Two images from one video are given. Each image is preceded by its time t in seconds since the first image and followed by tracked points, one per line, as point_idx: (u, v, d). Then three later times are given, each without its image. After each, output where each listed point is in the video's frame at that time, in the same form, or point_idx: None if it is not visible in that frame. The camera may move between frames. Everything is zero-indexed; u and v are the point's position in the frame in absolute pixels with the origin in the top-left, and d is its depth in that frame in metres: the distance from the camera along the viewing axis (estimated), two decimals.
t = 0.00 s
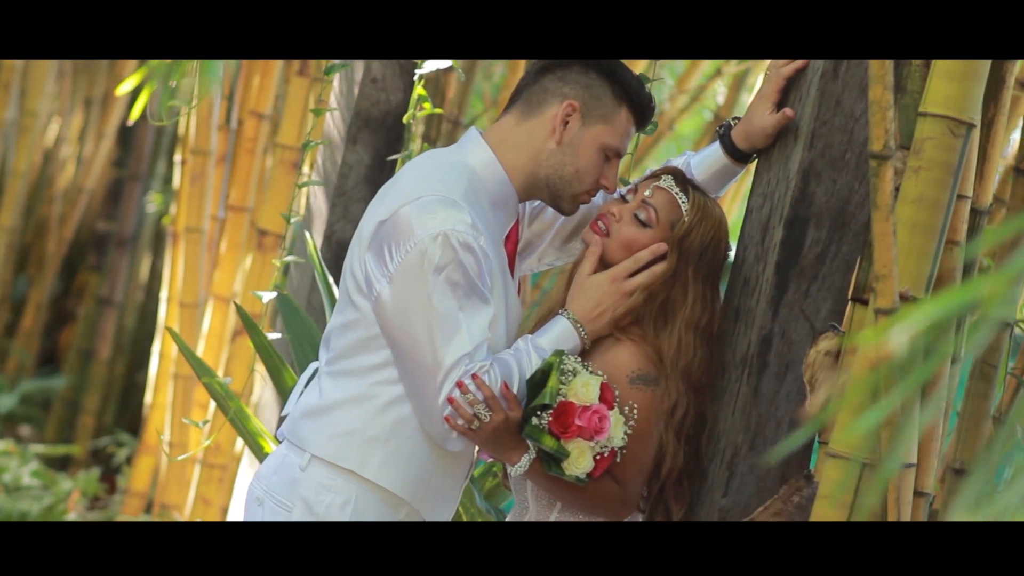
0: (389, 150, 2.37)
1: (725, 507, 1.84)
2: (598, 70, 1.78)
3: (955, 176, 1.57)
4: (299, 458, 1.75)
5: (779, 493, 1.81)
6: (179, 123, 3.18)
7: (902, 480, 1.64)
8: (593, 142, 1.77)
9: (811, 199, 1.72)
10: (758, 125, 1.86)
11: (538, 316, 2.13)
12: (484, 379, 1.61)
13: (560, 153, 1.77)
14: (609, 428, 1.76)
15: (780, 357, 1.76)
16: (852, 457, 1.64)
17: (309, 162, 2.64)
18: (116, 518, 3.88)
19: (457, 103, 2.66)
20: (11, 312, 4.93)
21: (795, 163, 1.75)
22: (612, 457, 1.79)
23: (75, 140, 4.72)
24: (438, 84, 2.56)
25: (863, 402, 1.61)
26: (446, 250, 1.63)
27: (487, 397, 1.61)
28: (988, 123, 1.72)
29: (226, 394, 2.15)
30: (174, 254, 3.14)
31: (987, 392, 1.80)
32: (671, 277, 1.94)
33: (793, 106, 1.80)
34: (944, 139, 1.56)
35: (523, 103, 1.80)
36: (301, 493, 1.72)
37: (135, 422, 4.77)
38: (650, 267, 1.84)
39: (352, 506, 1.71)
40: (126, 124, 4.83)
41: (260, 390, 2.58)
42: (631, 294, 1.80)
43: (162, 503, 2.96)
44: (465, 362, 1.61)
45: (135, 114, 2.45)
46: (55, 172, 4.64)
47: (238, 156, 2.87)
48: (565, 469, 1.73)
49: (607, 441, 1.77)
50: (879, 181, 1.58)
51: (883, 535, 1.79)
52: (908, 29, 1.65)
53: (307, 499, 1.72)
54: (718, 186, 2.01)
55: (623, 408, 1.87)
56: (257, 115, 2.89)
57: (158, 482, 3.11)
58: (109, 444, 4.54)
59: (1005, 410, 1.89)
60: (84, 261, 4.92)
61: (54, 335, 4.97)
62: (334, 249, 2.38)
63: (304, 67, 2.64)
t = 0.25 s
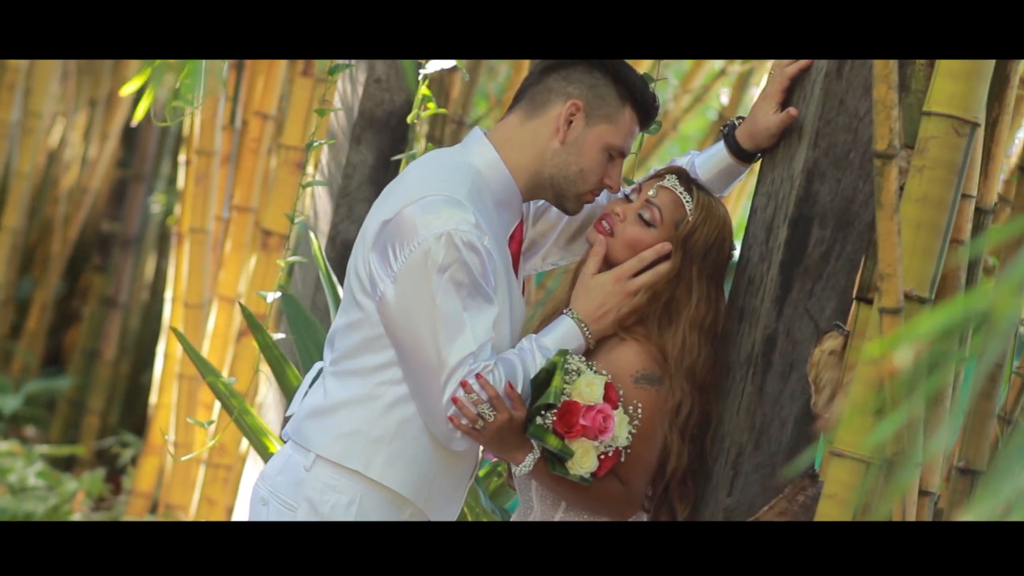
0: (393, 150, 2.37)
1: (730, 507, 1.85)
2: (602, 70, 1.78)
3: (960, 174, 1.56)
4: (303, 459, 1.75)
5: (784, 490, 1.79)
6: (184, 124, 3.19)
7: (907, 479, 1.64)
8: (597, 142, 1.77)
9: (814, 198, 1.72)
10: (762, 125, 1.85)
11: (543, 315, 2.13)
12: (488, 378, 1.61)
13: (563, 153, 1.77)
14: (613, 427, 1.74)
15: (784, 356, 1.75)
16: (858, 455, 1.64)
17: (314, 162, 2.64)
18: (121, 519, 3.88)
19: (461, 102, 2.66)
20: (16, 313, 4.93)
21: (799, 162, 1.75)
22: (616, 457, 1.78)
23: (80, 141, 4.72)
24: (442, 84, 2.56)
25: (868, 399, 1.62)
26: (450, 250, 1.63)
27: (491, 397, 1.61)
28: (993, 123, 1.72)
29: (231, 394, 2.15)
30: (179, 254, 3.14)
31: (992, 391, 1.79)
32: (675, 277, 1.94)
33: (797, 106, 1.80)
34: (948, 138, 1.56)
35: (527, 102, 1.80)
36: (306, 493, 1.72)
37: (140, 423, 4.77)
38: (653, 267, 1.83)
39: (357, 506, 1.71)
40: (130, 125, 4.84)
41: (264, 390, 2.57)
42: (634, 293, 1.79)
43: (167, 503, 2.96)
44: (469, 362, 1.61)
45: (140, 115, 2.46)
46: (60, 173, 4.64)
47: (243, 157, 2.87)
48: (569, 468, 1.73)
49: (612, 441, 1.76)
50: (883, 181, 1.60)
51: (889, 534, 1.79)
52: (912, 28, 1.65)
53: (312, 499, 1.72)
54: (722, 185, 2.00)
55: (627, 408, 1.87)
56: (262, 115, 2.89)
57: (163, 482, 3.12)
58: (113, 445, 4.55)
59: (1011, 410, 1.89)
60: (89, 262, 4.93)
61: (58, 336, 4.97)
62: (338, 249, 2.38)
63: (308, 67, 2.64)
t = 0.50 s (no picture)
0: (396, 150, 2.37)
1: (734, 505, 1.84)
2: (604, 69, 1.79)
3: (962, 172, 1.56)
4: (307, 458, 1.75)
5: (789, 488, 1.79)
6: (187, 125, 3.19)
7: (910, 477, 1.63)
8: (598, 141, 1.77)
9: (817, 197, 1.72)
10: (764, 124, 1.86)
11: (546, 315, 2.13)
12: (490, 378, 1.61)
13: (565, 152, 1.77)
14: (616, 426, 1.75)
15: (787, 355, 1.75)
16: (858, 452, 1.64)
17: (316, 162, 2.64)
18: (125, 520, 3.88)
19: (464, 103, 2.66)
20: (19, 314, 4.94)
21: (801, 161, 1.75)
22: (619, 455, 1.79)
23: (82, 142, 4.73)
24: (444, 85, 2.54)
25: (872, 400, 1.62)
26: (452, 249, 1.64)
27: (493, 396, 1.61)
28: (995, 120, 1.72)
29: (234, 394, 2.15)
30: (182, 255, 3.15)
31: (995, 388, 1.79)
32: (677, 275, 1.95)
33: (799, 104, 1.80)
34: (951, 136, 1.56)
35: (528, 102, 1.81)
36: (310, 493, 1.73)
37: (143, 424, 4.78)
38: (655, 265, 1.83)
39: (360, 506, 1.72)
40: (133, 127, 4.84)
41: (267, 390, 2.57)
42: (636, 292, 1.80)
43: (170, 504, 2.96)
44: (471, 361, 1.61)
45: (142, 115, 2.45)
46: (62, 175, 4.65)
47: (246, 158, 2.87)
48: (572, 467, 1.73)
49: (614, 440, 1.76)
50: (885, 179, 1.60)
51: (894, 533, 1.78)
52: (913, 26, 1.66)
53: (316, 498, 1.72)
54: (724, 184, 2.01)
55: (629, 407, 1.87)
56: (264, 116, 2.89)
57: (167, 483, 3.12)
58: (117, 446, 4.55)
59: (1013, 408, 1.89)
60: (92, 263, 4.93)
61: (62, 337, 4.98)
62: (341, 249, 2.38)
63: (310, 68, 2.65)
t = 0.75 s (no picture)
0: (399, 144, 2.36)
1: (737, 499, 1.84)
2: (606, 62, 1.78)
3: (966, 165, 1.56)
4: (311, 453, 1.75)
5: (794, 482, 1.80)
6: (190, 120, 3.19)
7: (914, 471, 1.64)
8: (600, 134, 1.77)
9: (820, 189, 1.72)
10: (768, 117, 1.85)
11: (549, 309, 2.13)
12: (494, 372, 1.61)
13: (567, 145, 1.77)
14: (620, 420, 1.74)
15: (791, 348, 1.75)
16: (863, 446, 1.63)
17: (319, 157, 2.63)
18: (129, 515, 3.88)
19: (467, 97, 2.66)
20: (23, 310, 4.94)
21: (805, 153, 1.74)
22: (623, 449, 1.79)
23: (86, 138, 4.73)
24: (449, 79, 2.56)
25: (877, 395, 1.62)
26: (455, 244, 1.64)
27: (497, 391, 1.61)
28: (999, 112, 1.72)
29: (237, 389, 2.15)
30: (185, 250, 3.15)
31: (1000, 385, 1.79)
32: (681, 268, 1.94)
33: (803, 97, 1.79)
34: (955, 129, 1.55)
35: (530, 94, 1.80)
36: (314, 488, 1.73)
37: (147, 419, 4.78)
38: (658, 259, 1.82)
39: (364, 501, 1.72)
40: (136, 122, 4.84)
41: (271, 385, 2.57)
42: (639, 286, 1.79)
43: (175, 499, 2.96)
44: (474, 355, 1.61)
45: (145, 110, 2.45)
46: (66, 170, 4.65)
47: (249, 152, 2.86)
48: (576, 461, 1.73)
49: (618, 433, 1.76)
50: (889, 172, 1.59)
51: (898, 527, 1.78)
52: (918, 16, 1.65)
53: (320, 493, 1.73)
54: (728, 177, 2.00)
55: (633, 400, 1.85)
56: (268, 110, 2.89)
57: (171, 478, 3.12)
58: (121, 441, 4.55)
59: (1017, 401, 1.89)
60: (96, 259, 4.93)
61: (66, 333, 4.98)
62: (344, 244, 2.38)
63: (312, 62, 2.64)
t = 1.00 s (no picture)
0: (399, 145, 2.36)
1: (737, 498, 1.84)
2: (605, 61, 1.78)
3: (965, 164, 1.56)
4: (311, 454, 1.75)
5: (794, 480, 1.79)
6: (190, 120, 3.18)
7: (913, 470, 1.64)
8: (600, 134, 1.77)
9: (820, 188, 1.72)
10: (767, 117, 1.86)
11: (549, 309, 2.13)
12: (493, 372, 1.62)
13: (567, 145, 1.77)
14: (620, 419, 1.75)
15: (791, 347, 1.75)
16: (863, 445, 1.64)
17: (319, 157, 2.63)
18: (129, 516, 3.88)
19: (467, 97, 2.66)
20: (23, 311, 4.94)
21: (805, 153, 1.75)
22: (622, 449, 1.79)
23: (86, 138, 4.73)
24: (449, 78, 2.55)
25: (877, 394, 1.62)
26: (454, 244, 1.64)
27: (497, 391, 1.61)
28: (999, 112, 1.72)
29: (237, 389, 2.15)
30: (185, 250, 3.14)
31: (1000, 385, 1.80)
32: (680, 268, 1.94)
33: (803, 97, 1.80)
34: (955, 128, 1.55)
35: (529, 95, 1.80)
36: (314, 488, 1.73)
37: (147, 420, 4.78)
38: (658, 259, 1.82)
39: (365, 501, 1.72)
40: (136, 123, 4.84)
41: (272, 386, 2.57)
42: (639, 286, 1.79)
43: (175, 499, 2.96)
44: (474, 356, 1.61)
45: (145, 110, 2.44)
46: (66, 171, 4.64)
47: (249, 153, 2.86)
48: (576, 461, 1.73)
49: (618, 433, 1.76)
50: (889, 171, 1.58)
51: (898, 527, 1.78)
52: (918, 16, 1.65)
53: (320, 493, 1.73)
54: (727, 177, 2.01)
55: (633, 400, 1.86)
56: (268, 111, 2.88)
57: (171, 479, 3.12)
58: (121, 442, 4.55)
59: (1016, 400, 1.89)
60: (96, 259, 4.93)
61: (66, 334, 4.98)
62: (344, 244, 2.38)
63: (312, 63, 2.64)
